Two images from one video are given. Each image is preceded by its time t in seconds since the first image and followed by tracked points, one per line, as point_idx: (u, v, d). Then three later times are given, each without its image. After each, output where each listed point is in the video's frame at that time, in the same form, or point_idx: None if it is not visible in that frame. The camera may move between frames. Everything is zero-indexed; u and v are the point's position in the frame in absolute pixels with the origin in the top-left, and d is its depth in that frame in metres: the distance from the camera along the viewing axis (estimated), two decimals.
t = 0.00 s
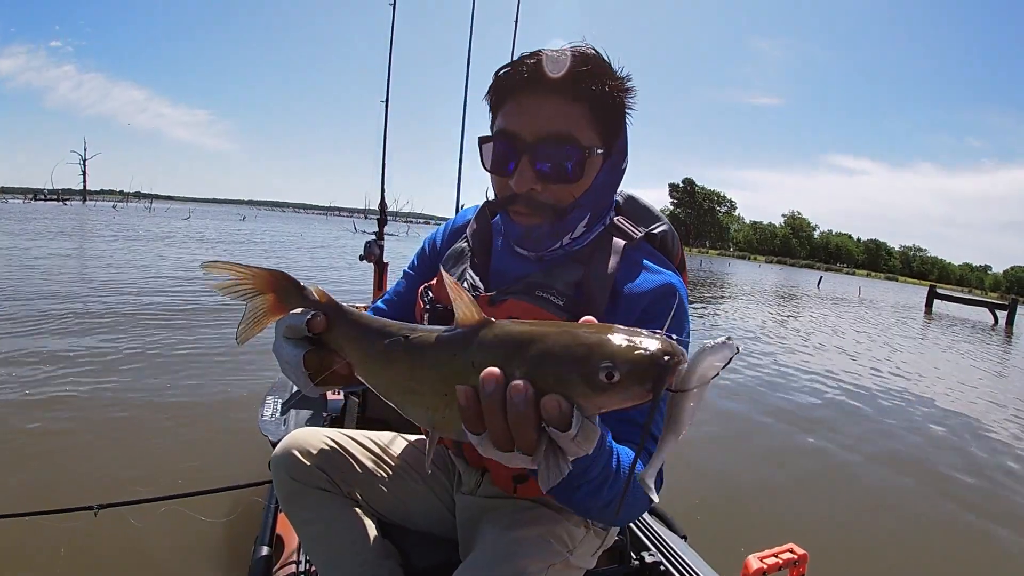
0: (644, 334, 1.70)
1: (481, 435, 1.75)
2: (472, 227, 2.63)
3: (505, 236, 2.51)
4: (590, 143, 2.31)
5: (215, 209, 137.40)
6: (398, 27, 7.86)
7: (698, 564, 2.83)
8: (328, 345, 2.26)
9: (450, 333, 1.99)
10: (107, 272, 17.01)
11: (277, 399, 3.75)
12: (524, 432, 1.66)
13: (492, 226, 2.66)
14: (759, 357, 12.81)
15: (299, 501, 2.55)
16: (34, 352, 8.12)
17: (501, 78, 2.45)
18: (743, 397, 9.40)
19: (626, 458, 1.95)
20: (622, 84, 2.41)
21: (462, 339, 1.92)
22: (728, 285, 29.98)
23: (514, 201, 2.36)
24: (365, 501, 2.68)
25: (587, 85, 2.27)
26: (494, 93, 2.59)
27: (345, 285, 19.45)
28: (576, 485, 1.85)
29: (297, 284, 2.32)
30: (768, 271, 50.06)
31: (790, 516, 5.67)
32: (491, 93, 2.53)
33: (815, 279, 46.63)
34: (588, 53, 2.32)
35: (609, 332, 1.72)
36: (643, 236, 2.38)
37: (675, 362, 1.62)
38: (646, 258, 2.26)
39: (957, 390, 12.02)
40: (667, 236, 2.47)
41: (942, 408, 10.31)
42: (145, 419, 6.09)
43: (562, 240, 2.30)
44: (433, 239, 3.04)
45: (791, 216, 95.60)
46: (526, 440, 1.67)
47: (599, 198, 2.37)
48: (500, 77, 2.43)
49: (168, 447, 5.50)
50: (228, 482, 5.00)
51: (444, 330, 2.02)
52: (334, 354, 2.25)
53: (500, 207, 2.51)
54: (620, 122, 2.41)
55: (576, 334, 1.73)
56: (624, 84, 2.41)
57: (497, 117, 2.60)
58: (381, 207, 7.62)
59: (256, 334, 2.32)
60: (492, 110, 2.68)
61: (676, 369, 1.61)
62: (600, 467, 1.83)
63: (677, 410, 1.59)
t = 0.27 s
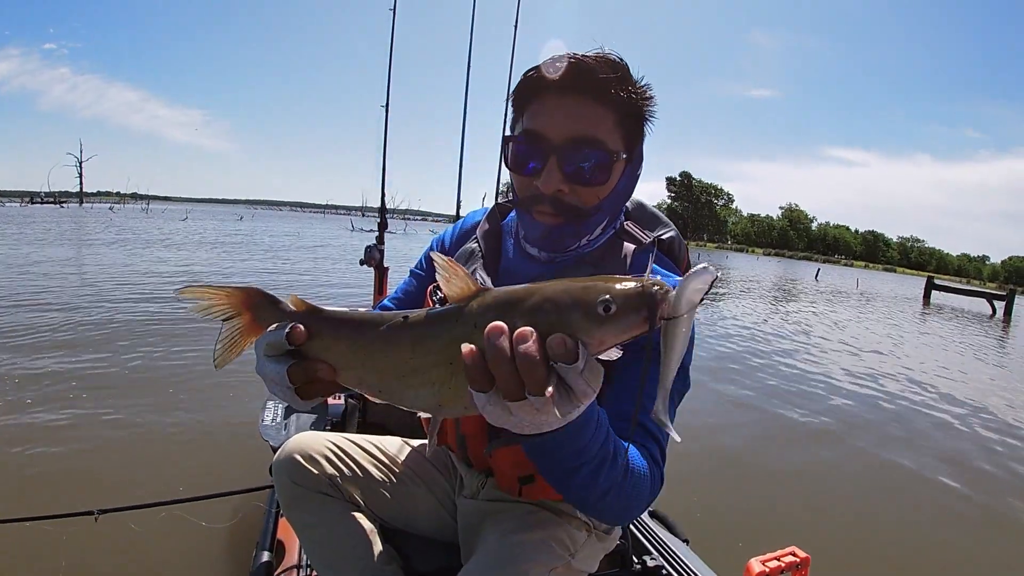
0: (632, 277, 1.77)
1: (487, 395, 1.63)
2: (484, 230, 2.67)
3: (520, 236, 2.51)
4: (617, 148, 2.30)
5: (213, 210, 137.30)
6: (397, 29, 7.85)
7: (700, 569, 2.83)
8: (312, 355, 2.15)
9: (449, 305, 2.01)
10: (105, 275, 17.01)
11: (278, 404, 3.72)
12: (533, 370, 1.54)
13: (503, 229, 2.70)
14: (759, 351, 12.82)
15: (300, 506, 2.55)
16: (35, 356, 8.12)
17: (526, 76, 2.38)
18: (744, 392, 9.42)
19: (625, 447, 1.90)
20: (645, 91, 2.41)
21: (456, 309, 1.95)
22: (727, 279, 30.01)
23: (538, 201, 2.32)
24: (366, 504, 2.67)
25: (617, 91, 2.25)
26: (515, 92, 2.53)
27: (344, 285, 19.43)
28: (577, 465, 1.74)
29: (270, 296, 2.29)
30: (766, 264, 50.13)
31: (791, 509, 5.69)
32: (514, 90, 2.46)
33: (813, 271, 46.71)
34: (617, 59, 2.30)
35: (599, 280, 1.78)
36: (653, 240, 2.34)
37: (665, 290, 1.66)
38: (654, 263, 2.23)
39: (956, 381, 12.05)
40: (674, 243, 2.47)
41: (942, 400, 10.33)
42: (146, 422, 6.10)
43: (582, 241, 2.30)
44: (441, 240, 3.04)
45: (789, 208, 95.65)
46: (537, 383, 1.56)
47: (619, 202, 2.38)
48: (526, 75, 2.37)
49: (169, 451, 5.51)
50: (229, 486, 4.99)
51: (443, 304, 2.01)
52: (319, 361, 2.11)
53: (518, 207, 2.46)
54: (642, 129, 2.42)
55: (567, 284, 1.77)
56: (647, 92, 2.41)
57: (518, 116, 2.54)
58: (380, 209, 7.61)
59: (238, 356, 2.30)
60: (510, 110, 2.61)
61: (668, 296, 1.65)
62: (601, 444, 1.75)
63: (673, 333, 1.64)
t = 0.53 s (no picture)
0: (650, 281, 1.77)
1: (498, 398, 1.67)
2: (491, 227, 2.67)
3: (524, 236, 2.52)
4: (612, 146, 2.28)
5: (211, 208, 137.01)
6: (394, 25, 7.79)
7: (703, 564, 2.85)
8: (321, 344, 2.13)
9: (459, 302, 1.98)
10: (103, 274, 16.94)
11: (280, 406, 3.69)
12: (546, 381, 1.57)
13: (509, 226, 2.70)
14: (758, 345, 12.82)
15: (303, 507, 2.56)
16: (34, 357, 8.13)
17: (522, 77, 2.40)
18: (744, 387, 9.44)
19: (632, 442, 1.90)
20: (644, 87, 2.38)
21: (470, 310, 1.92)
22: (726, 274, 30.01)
23: (535, 200, 2.33)
24: (369, 505, 2.68)
25: (610, 89, 2.24)
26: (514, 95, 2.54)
27: (343, 282, 19.41)
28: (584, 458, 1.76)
29: (278, 284, 2.27)
30: (765, 259, 50.16)
31: (792, 505, 5.70)
32: (513, 92, 2.49)
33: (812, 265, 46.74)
34: (611, 56, 2.29)
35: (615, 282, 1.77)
36: (658, 241, 2.33)
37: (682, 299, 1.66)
38: (661, 261, 2.22)
39: (955, 374, 12.07)
40: (679, 241, 2.46)
41: (941, 393, 10.35)
42: (147, 423, 6.11)
43: (582, 239, 2.31)
44: (447, 238, 3.03)
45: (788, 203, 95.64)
46: (548, 393, 1.59)
47: (617, 200, 2.36)
48: (522, 77, 2.39)
49: (170, 451, 5.51)
50: (232, 486, 5.00)
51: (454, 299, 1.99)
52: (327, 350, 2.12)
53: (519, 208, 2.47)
54: (641, 126, 2.39)
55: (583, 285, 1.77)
56: (646, 88, 2.39)
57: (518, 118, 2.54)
58: (380, 206, 7.60)
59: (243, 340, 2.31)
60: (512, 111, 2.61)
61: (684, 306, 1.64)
62: (608, 437, 1.75)
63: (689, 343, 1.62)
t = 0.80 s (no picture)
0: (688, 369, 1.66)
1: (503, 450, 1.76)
2: (492, 223, 2.67)
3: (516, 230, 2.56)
4: (576, 132, 2.27)
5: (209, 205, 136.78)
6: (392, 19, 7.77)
7: (703, 558, 2.87)
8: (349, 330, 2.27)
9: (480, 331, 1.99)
10: (101, 272, 16.90)
11: (281, 402, 3.67)
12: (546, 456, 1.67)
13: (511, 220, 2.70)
14: (756, 343, 12.86)
15: (303, 504, 2.57)
16: (33, 355, 8.12)
17: (497, 79, 2.52)
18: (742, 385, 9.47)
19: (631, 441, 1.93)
20: (614, 70, 2.32)
21: (497, 340, 1.91)
22: (725, 271, 30.04)
23: (508, 192, 2.40)
24: (371, 502, 2.69)
25: (567, 76, 2.24)
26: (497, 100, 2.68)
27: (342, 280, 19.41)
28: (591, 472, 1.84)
29: (325, 256, 2.32)
30: (763, 256, 50.22)
31: (792, 503, 5.72)
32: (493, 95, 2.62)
33: (810, 263, 46.80)
34: (573, 44, 2.30)
35: (642, 360, 1.68)
36: (658, 233, 2.36)
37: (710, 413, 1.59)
38: (661, 256, 2.22)
39: (952, 371, 12.11)
40: (679, 236, 2.46)
41: (938, 389, 10.41)
42: (147, 421, 6.11)
43: (558, 227, 2.30)
44: (447, 233, 3.02)
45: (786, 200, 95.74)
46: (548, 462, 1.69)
47: (591, 187, 2.32)
48: (496, 77, 2.52)
49: (170, 449, 5.52)
50: (234, 483, 5.01)
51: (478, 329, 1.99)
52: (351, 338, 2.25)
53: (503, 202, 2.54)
54: (613, 108, 2.31)
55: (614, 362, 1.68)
56: (618, 71, 2.33)
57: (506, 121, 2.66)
58: (380, 203, 7.58)
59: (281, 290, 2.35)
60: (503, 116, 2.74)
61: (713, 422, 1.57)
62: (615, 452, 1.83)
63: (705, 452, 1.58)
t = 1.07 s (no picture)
0: (665, 441, 1.62)
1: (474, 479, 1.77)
2: (488, 218, 2.69)
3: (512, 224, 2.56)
4: (564, 124, 2.28)
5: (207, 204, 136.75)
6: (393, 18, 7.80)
7: (702, 553, 2.88)
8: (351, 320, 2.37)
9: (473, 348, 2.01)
10: (100, 270, 16.91)
11: (281, 398, 3.67)
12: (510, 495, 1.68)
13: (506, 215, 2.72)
14: (754, 343, 12.90)
15: (301, 501, 2.57)
16: (32, 352, 8.12)
17: (486, 78, 2.57)
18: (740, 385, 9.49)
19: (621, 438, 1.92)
20: (600, 61, 2.33)
21: (486, 365, 1.92)
22: (723, 272, 30.11)
23: (501, 187, 2.43)
24: (370, 498, 2.69)
25: (552, 69, 2.26)
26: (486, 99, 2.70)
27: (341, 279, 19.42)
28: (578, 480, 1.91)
29: (344, 244, 2.42)
30: (761, 257, 50.32)
31: (788, 502, 5.75)
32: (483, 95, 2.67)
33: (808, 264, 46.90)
34: (558, 40, 2.32)
35: (617, 418, 1.64)
36: (653, 227, 2.35)
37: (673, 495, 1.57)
38: (656, 249, 2.22)
39: (950, 372, 12.14)
40: (674, 229, 2.47)
41: (935, 390, 10.45)
42: (146, 416, 6.12)
43: (552, 219, 2.32)
44: (444, 230, 3.03)
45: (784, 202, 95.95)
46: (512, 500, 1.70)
47: (582, 177, 2.32)
48: (485, 77, 2.57)
49: (170, 445, 5.52)
50: (233, 479, 5.02)
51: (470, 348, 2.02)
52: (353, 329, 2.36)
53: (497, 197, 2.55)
54: (600, 97, 2.32)
55: (593, 416, 1.65)
56: (603, 62, 2.34)
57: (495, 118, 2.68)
58: (380, 200, 7.59)
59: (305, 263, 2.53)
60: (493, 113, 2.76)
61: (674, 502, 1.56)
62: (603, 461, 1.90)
63: (669, 530, 1.59)
